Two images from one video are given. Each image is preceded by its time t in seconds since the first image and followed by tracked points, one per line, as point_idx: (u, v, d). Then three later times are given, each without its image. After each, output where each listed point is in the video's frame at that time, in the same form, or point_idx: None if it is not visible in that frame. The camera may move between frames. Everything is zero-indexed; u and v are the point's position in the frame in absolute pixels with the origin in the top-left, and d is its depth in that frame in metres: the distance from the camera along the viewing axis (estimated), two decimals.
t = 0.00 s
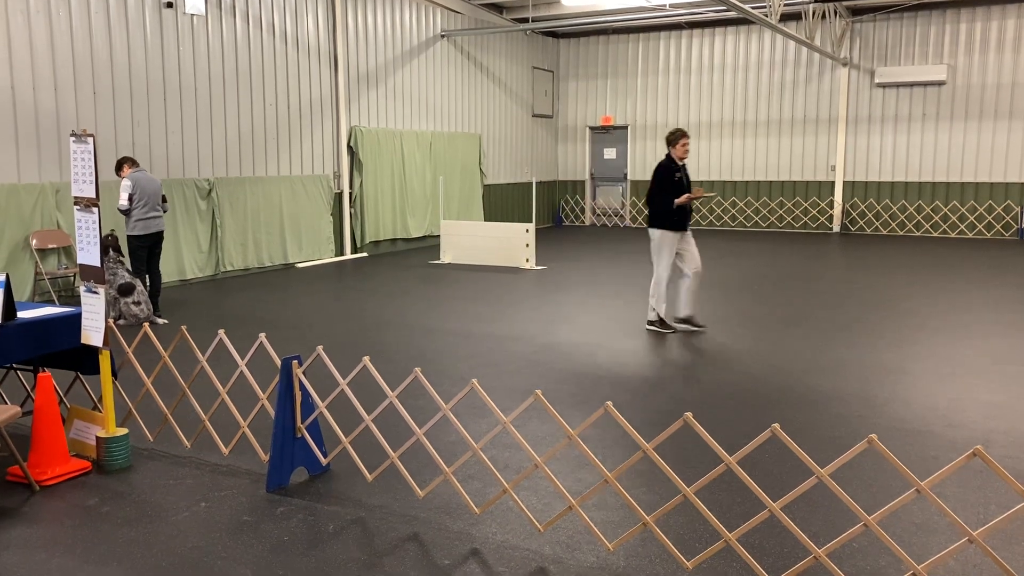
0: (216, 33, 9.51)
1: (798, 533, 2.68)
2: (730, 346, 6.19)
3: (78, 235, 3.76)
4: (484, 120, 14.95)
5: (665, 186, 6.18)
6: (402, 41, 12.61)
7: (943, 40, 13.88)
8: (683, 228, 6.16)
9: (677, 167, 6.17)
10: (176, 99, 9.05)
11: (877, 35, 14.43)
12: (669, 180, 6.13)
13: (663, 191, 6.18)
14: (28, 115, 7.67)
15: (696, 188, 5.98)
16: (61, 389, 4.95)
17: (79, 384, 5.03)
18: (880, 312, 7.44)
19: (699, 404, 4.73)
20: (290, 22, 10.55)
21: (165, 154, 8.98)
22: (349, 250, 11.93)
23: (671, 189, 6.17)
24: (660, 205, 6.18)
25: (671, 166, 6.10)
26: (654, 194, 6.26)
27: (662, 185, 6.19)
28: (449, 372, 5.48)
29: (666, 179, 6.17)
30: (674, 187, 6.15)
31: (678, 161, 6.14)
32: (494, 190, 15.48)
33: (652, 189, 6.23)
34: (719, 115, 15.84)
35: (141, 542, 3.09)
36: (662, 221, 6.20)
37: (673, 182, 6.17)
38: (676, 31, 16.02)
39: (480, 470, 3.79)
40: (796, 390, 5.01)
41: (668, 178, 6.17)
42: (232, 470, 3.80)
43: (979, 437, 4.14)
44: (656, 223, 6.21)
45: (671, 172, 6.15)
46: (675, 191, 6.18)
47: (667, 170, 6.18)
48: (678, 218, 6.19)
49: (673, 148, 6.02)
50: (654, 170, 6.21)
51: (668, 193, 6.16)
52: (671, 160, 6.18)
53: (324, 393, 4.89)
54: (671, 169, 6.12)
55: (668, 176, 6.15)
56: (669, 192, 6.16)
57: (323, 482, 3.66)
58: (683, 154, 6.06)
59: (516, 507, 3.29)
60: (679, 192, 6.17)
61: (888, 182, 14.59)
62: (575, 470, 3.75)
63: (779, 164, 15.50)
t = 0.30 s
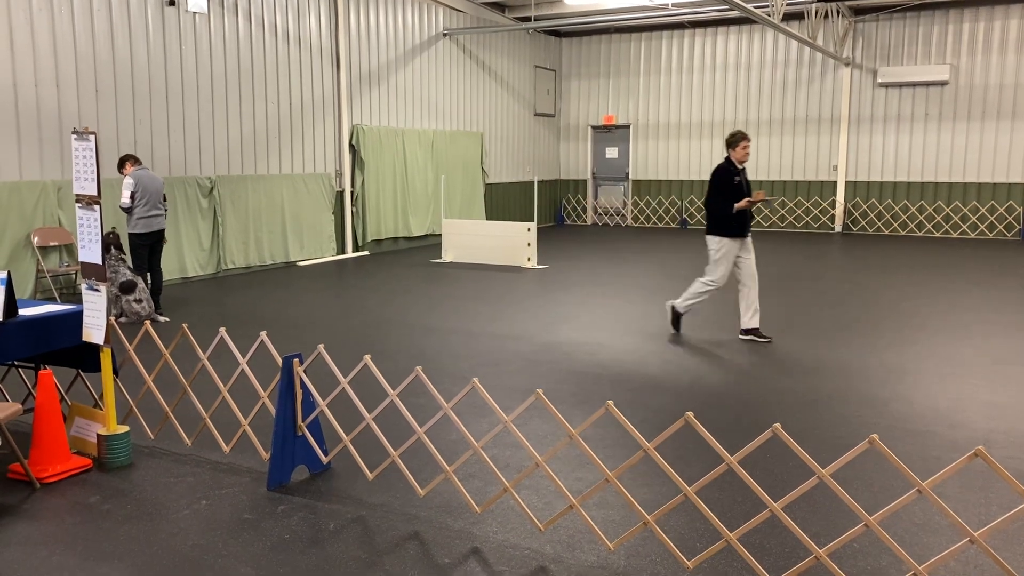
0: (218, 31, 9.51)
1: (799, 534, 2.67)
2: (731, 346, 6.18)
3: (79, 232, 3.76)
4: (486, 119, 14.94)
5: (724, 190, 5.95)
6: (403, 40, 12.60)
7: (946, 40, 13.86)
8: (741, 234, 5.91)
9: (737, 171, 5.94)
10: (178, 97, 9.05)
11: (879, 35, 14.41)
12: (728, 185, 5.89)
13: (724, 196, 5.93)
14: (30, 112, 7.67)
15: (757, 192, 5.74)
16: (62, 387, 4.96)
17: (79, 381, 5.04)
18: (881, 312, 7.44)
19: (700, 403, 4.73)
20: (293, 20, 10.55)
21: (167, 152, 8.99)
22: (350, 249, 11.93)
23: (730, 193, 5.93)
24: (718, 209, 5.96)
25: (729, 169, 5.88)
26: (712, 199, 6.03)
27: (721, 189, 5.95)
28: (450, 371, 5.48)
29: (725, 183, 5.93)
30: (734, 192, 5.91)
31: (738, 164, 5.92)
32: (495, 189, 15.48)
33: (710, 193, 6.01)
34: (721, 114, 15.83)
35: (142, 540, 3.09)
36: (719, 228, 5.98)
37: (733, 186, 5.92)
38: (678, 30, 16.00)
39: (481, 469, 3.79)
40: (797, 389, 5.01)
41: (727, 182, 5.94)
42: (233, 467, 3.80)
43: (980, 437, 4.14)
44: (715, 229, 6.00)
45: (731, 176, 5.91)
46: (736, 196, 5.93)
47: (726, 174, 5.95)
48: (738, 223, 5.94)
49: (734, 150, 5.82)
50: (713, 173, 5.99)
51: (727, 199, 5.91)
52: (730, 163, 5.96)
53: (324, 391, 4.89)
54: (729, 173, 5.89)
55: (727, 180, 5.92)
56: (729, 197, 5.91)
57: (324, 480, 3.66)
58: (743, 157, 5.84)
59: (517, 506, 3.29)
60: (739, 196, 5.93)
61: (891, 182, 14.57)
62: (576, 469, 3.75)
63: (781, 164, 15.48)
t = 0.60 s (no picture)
0: (223, 31, 9.53)
1: (803, 534, 2.67)
2: (734, 346, 6.18)
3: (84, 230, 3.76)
4: (489, 118, 14.94)
5: (781, 192, 5.72)
6: (407, 38, 12.60)
7: (951, 41, 13.84)
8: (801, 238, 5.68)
9: (795, 171, 5.68)
10: (182, 96, 9.06)
11: (884, 36, 14.38)
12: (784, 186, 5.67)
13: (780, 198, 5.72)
14: (35, 110, 7.69)
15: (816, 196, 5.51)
16: (66, 384, 4.97)
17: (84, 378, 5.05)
18: (884, 312, 7.44)
19: (704, 403, 4.72)
20: (297, 19, 10.55)
21: (171, 151, 9.00)
22: (353, 248, 11.94)
23: (786, 195, 5.70)
24: (775, 212, 5.74)
25: (785, 170, 5.64)
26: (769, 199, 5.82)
27: (778, 190, 5.73)
28: (454, 369, 5.48)
29: (781, 184, 5.70)
30: (791, 194, 5.68)
31: (795, 164, 5.66)
32: (499, 188, 15.48)
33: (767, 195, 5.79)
34: (725, 114, 15.82)
35: (145, 537, 3.09)
36: (777, 231, 5.74)
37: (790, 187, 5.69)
38: (683, 30, 15.99)
39: (484, 468, 3.79)
40: (800, 390, 5.00)
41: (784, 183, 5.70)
42: (237, 465, 3.81)
43: (984, 438, 4.14)
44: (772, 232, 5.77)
45: (787, 176, 5.67)
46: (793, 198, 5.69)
47: (783, 174, 5.71)
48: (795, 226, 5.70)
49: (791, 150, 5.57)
50: (769, 173, 5.75)
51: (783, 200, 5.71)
52: (789, 162, 5.71)
53: (327, 389, 4.89)
54: (785, 173, 5.66)
55: (783, 181, 5.69)
56: (785, 199, 5.70)
57: (327, 478, 3.66)
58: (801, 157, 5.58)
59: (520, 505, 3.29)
60: (797, 198, 5.69)
61: (895, 183, 14.53)
62: (579, 468, 3.75)
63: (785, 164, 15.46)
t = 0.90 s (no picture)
0: (230, 29, 9.55)
1: (811, 535, 2.66)
2: (741, 346, 6.18)
3: (93, 228, 3.77)
4: (496, 118, 14.95)
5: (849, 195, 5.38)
6: (415, 38, 12.61)
7: (959, 42, 13.79)
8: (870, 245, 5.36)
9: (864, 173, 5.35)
10: (189, 94, 9.07)
11: (892, 36, 14.34)
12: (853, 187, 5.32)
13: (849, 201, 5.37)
14: (44, 108, 7.71)
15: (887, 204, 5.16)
16: (75, 381, 4.99)
17: (92, 376, 5.06)
18: (891, 313, 7.42)
19: (711, 403, 4.72)
20: (305, 18, 10.56)
21: (179, 149, 9.02)
22: (360, 247, 11.95)
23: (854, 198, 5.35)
24: (841, 215, 5.41)
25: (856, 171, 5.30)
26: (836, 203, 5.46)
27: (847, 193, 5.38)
28: (461, 369, 5.49)
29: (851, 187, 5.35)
30: (860, 197, 5.33)
31: (865, 165, 5.34)
32: (505, 188, 15.49)
33: (832, 197, 5.46)
34: (732, 115, 15.80)
35: (154, 534, 3.10)
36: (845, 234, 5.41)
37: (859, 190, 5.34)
38: (690, 30, 15.97)
39: (491, 466, 3.79)
40: (808, 390, 4.99)
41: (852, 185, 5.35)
42: (244, 463, 3.82)
43: (993, 439, 4.12)
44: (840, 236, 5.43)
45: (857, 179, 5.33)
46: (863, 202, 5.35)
47: (851, 176, 5.37)
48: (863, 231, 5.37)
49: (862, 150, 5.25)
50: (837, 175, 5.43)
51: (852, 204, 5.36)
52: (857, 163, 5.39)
53: (335, 388, 4.90)
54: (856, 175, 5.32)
55: (852, 183, 5.34)
56: (855, 203, 5.35)
57: (335, 476, 3.67)
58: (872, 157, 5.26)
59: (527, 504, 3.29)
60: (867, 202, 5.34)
61: (902, 184, 14.47)
62: (586, 467, 3.75)
63: (792, 164, 15.43)
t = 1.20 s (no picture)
0: (238, 29, 9.56)
1: (818, 538, 2.65)
2: (748, 349, 6.17)
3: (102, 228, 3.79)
4: (502, 119, 14.96)
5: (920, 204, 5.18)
6: (421, 39, 12.63)
7: (966, 45, 13.76)
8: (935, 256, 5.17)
9: (937, 182, 5.14)
10: (196, 95, 9.10)
11: (899, 39, 14.32)
12: (925, 196, 5.13)
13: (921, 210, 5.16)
14: (52, 108, 7.73)
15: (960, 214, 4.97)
16: (82, 381, 5.01)
17: (99, 376, 5.08)
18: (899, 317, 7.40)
19: (718, 406, 4.71)
20: (311, 19, 10.58)
21: (186, 149, 9.04)
22: (366, 248, 11.97)
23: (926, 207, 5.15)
24: (909, 224, 5.22)
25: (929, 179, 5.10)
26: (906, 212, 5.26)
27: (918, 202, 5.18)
28: (466, 370, 5.49)
29: (923, 195, 5.15)
30: (934, 207, 5.13)
31: (939, 173, 5.13)
32: (510, 189, 15.49)
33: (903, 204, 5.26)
34: (738, 117, 15.78)
35: (161, 534, 3.11)
36: (914, 244, 5.21)
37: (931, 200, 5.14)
38: (696, 32, 15.97)
39: (497, 468, 3.79)
40: (815, 394, 4.98)
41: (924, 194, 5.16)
42: (251, 463, 3.82)
43: (1002, 444, 4.11)
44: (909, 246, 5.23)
45: (930, 187, 5.13)
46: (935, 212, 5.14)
47: (924, 185, 5.17)
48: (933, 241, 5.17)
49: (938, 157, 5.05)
50: (908, 182, 5.23)
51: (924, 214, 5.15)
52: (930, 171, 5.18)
53: (341, 389, 4.91)
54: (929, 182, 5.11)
55: (925, 192, 5.14)
56: (926, 212, 5.15)
57: (341, 477, 3.67)
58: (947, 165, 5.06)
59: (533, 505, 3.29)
60: (940, 212, 5.14)
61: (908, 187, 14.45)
62: (593, 469, 3.75)
63: (797, 167, 15.40)
